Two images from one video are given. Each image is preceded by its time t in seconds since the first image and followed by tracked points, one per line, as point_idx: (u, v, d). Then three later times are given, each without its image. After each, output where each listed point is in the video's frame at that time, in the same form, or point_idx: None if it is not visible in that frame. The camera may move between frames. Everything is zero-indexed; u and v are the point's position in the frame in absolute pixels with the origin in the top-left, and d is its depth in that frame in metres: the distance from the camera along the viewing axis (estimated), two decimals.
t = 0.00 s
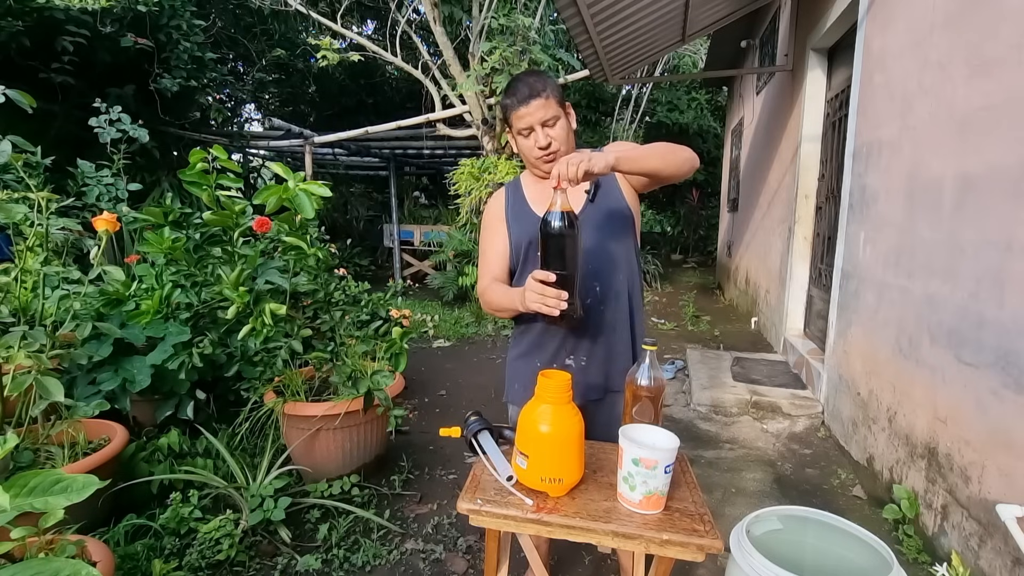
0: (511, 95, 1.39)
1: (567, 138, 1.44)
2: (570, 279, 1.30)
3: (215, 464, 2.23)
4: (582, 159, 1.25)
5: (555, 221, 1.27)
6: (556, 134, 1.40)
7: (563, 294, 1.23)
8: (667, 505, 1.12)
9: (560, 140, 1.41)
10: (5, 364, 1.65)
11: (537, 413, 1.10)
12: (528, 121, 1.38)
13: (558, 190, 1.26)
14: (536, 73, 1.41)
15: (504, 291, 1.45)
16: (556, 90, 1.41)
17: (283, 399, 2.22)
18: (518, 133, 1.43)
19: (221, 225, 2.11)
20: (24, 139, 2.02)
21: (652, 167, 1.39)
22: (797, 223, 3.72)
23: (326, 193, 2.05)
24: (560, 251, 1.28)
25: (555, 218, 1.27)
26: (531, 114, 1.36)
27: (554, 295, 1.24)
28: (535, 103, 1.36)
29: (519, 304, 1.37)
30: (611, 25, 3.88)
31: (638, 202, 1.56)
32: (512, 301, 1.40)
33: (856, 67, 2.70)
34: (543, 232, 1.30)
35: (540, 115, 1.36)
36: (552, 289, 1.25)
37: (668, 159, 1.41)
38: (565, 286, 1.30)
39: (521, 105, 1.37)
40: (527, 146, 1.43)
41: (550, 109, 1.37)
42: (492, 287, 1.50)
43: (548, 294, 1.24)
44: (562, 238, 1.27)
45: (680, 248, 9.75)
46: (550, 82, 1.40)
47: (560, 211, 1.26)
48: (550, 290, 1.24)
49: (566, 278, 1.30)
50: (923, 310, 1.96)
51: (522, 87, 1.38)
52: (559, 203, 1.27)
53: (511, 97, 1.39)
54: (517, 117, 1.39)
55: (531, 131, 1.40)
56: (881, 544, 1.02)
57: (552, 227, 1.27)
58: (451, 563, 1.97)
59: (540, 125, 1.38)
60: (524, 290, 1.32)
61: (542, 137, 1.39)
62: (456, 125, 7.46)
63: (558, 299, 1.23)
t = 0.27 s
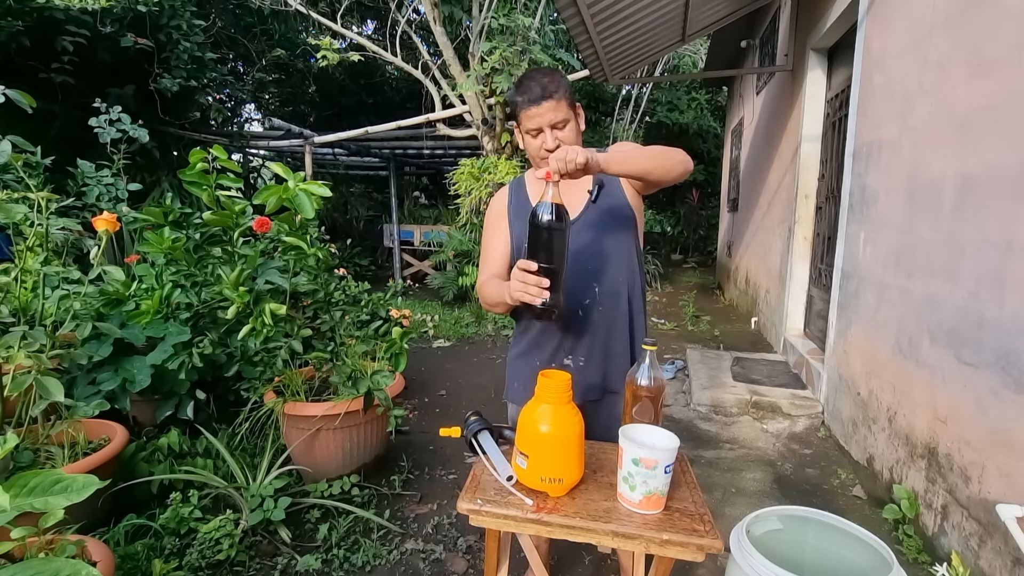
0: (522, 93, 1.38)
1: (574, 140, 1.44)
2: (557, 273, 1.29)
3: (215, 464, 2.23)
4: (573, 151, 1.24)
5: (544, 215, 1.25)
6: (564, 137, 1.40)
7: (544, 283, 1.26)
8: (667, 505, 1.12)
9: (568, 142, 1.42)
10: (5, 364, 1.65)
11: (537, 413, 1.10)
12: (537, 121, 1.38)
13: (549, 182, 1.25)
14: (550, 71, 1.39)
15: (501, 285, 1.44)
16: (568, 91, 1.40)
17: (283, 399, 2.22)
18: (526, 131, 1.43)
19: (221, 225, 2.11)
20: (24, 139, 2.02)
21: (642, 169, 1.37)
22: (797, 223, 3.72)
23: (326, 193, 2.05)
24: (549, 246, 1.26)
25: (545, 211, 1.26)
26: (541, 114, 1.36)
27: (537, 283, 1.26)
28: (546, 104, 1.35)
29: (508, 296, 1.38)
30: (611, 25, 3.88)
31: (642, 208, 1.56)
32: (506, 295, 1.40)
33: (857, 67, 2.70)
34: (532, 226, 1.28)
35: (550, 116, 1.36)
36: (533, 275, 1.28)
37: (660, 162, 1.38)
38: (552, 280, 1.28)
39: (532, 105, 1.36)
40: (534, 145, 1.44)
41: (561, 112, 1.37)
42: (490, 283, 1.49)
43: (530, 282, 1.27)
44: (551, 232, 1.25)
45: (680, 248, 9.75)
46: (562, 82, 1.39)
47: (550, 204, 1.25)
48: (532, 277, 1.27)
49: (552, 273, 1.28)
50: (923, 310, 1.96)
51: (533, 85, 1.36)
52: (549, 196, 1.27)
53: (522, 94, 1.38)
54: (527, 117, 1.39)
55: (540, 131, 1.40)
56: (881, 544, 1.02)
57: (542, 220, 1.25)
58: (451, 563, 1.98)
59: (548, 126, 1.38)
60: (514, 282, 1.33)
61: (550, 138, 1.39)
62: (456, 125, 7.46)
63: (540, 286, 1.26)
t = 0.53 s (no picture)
0: (528, 89, 1.38)
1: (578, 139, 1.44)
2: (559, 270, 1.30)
3: (215, 464, 2.23)
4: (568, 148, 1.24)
5: (541, 213, 1.26)
6: (568, 135, 1.40)
7: (549, 281, 1.27)
8: (667, 505, 1.12)
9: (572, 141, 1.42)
10: (5, 364, 1.65)
11: (537, 413, 1.10)
12: (542, 119, 1.38)
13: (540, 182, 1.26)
14: (558, 70, 1.39)
15: (502, 285, 1.44)
16: (574, 90, 1.40)
17: (283, 399, 2.22)
18: (530, 129, 1.43)
19: (221, 225, 2.11)
20: (24, 139, 2.02)
21: (635, 169, 1.37)
22: (797, 223, 3.72)
23: (326, 193, 2.05)
24: (546, 244, 1.27)
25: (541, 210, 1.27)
26: (546, 112, 1.36)
27: (541, 282, 1.27)
28: (552, 102, 1.35)
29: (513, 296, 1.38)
30: (611, 25, 3.88)
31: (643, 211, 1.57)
32: (509, 293, 1.39)
33: (856, 67, 2.70)
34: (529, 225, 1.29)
35: (555, 114, 1.36)
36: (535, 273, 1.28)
37: (653, 163, 1.39)
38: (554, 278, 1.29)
39: (538, 102, 1.36)
40: (538, 143, 1.44)
41: (566, 111, 1.37)
42: (490, 282, 1.49)
43: (533, 280, 1.27)
44: (547, 230, 1.26)
45: (680, 248, 9.75)
46: (570, 81, 1.40)
47: (545, 204, 1.26)
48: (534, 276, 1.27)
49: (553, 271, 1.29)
50: (923, 310, 1.96)
51: (539, 82, 1.36)
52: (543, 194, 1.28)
53: (527, 91, 1.38)
54: (531, 113, 1.38)
55: (544, 129, 1.40)
56: (881, 544, 1.02)
57: (538, 219, 1.26)
58: (451, 563, 1.98)
59: (553, 124, 1.38)
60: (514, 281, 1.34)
61: (554, 137, 1.39)
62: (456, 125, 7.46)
63: (543, 286, 1.26)
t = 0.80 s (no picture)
0: (529, 89, 1.38)
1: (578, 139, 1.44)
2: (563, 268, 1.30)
3: (215, 464, 2.23)
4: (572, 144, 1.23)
5: (546, 211, 1.26)
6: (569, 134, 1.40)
7: (555, 279, 1.26)
8: (667, 505, 1.12)
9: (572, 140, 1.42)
10: (5, 364, 1.65)
11: (537, 413, 1.10)
12: (543, 118, 1.38)
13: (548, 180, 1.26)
14: (559, 70, 1.40)
15: (503, 283, 1.44)
16: (575, 90, 1.40)
17: (283, 399, 2.22)
18: (530, 128, 1.43)
19: (221, 225, 2.11)
20: (24, 139, 2.02)
21: (634, 164, 1.36)
22: (797, 223, 3.72)
23: (326, 193, 2.05)
24: (550, 242, 1.27)
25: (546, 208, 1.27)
26: (547, 111, 1.36)
27: (547, 279, 1.26)
28: (553, 100, 1.35)
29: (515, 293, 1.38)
30: (611, 25, 3.88)
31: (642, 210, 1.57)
32: (512, 291, 1.39)
33: (856, 67, 2.70)
34: (535, 223, 1.29)
35: (556, 113, 1.36)
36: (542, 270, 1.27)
37: (652, 160, 1.38)
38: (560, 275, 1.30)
39: (538, 101, 1.36)
40: (538, 142, 1.43)
41: (567, 109, 1.37)
42: (491, 281, 1.50)
43: (539, 277, 1.27)
44: (552, 228, 1.26)
45: (680, 248, 9.75)
46: (571, 81, 1.40)
47: (551, 201, 1.26)
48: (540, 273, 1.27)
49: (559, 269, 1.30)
50: (923, 310, 1.96)
51: (541, 81, 1.36)
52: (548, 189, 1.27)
53: (528, 90, 1.38)
54: (532, 112, 1.38)
55: (544, 128, 1.40)
56: (881, 544, 1.02)
57: (544, 216, 1.25)
58: (451, 563, 1.98)
59: (553, 123, 1.38)
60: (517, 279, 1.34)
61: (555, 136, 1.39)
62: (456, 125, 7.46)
63: (550, 282, 1.26)
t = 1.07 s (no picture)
0: (529, 88, 1.38)
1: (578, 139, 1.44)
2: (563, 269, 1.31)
3: (215, 464, 2.23)
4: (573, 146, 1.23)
5: (549, 214, 1.27)
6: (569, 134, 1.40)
7: (554, 278, 1.24)
8: (667, 505, 1.12)
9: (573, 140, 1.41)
10: (5, 364, 1.65)
11: (537, 413, 1.10)
12: (543, 117, 1.37)
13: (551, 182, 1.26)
14: (560, 69, 1.40)
15: (502, 284, 1.44)
16: (575, 89, 1.40)
17: (283, 399, 2.22)
18: (531, 128, 1.42)
19: (221, 225, 2.11)
20: (24, 139, 2.02)
21: (640, 163, 1.36)
22: (797, 223, 3.72)
23: (326, 193, 2.04)
24: (552, 245, 1.29)
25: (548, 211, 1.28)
26: (548, 110, 1.36)
27: (546, 280, 1.25)
28: (554, 100, 1.35)
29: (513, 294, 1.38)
30: (611, 25, 3.88)
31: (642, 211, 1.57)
32: (512, 292, 1.38)
33: (857, 67, 2.70)
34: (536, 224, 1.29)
35: (557, 113, 1.36)
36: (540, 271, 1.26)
37: (658, 161, 1.38)
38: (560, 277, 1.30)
39: (539, 100, 1.36)
40: (539, 141, 1.43)
41: (568, 109, 1.37)
42: (490, 281, 1.49)
43: (538, 278, 1.25)
44: (555, 230, 1.27)
45: (680, 248, 9.74)
46: (572, 81, 1.40)
47: (552, 203, 1.28)
48: (538, 273, 1.26)
49: (559, 270, 1.30)
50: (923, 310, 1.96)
51: (541, 80, 1.36)
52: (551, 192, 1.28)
53: (528, 90, 1.38)
54: (532, 112, 1.38)
55: (545, 128, 1.40)
56: (881, 544, 1.02)
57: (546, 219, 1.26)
58: (451, 563, 1.98)
59: (554, 123, 1.38)
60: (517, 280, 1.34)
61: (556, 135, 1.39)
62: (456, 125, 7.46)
63: (550, 281, 1.24)
